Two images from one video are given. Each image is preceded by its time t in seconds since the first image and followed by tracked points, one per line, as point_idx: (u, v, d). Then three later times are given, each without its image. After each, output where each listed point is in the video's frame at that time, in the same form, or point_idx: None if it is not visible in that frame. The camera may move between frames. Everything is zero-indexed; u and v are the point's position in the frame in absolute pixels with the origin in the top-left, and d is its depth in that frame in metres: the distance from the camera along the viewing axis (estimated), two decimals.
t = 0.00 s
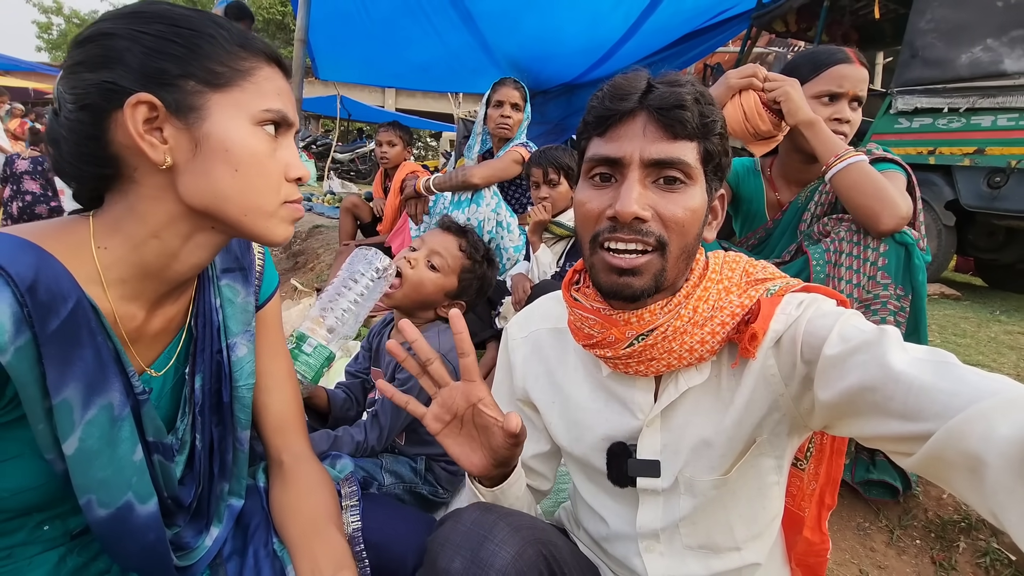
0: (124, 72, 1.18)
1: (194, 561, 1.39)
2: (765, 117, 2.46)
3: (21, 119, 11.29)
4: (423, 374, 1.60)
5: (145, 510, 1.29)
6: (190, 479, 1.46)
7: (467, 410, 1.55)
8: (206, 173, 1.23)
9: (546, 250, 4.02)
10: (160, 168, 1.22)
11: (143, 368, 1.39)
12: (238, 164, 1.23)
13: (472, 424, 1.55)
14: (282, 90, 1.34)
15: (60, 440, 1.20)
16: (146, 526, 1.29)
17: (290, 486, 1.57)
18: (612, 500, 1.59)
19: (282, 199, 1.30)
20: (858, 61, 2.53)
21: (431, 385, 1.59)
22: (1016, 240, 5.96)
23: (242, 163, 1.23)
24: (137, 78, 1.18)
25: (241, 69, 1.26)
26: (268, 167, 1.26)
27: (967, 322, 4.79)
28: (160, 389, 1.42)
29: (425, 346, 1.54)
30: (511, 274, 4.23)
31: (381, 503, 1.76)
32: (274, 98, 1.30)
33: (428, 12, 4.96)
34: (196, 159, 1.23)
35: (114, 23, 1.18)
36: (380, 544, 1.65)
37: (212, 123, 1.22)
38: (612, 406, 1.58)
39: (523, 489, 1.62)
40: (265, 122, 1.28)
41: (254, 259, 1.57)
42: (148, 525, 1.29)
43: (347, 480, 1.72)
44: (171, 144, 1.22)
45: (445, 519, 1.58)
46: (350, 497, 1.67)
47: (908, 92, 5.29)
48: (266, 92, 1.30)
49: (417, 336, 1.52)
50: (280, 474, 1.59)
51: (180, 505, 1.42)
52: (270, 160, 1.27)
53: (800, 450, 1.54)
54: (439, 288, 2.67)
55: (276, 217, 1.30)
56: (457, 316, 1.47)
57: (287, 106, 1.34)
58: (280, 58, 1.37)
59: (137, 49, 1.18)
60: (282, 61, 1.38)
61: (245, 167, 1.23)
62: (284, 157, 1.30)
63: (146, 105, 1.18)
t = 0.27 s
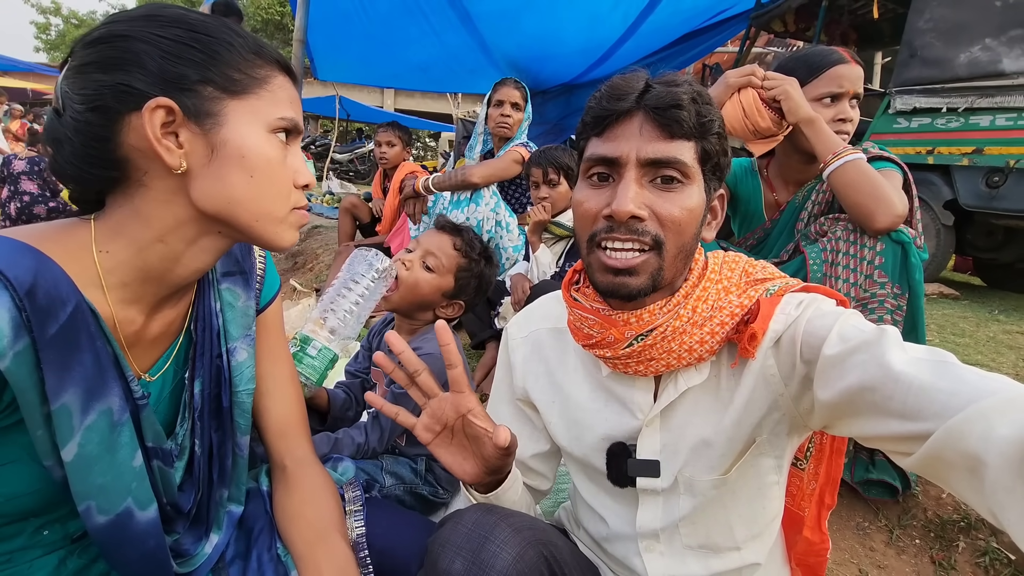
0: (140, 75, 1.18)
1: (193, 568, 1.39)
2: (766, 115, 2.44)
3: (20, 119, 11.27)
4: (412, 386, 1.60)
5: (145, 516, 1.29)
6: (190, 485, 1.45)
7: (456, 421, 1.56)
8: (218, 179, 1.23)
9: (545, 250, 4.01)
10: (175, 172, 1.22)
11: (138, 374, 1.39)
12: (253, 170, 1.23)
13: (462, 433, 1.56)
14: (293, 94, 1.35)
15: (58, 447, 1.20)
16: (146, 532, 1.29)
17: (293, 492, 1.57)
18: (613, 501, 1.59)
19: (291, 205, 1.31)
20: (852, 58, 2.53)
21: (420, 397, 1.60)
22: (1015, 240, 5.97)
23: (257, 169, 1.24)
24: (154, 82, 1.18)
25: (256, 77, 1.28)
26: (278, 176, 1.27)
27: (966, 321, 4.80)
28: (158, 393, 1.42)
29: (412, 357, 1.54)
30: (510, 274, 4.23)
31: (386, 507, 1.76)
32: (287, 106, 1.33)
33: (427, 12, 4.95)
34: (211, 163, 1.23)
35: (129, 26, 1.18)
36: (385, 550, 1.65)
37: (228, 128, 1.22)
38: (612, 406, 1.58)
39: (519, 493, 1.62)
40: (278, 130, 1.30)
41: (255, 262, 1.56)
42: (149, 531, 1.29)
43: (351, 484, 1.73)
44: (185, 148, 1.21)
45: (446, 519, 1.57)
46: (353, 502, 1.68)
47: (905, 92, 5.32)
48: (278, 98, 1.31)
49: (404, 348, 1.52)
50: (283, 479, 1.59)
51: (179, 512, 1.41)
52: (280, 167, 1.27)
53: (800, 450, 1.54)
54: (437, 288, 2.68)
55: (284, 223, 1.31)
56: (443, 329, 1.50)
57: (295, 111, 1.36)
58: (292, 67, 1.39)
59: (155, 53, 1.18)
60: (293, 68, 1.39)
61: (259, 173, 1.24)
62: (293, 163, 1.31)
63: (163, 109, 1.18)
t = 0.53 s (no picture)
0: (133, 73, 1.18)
1: (191, 572, 1.39)
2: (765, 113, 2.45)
3: (18, 119, 11.24)
4: (409, 370, 1.60)
5: (138, 520, 1.28)
6: (185, 488, 1.44)
7: (452, 407, 1.56)
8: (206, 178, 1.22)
9: (545, 249, 4.01)
10: (166, 171, 1.21)
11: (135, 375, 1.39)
12: (245, 170, 1.23)
13: (457, 418, 1.56)
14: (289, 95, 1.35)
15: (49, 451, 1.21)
16: (141, 535, 1.29)
17: (291, 504, 1.56)
18: (613, 501, 1.59)
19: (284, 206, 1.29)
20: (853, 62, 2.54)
21: (417, 381, 1.60)
22: (1015, 239, 5.97)
23: (252, 170, 1.23)
24: (147, 80, 1.18)
25: (251, 76, 1.28)
26: (275, 177, 1.27)
27: (966, 320, 4.80)
28: (152, 395, 1.42)
29: (412, 342, 1.53)
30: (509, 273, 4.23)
31: (386, 511, 1.76)
32: (282, 106, 1.32)
33: (426, 12, 4.95)
34: (204, 162, 1.22)
35: (123, 24, 1.19)
36: (386, 557, 1.65)
37: (222, 128, 1.22)
38: (613, 405, 1.58)
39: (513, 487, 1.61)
40: (272, 130, 1.29)
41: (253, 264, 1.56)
42: (144, 533, 1.29)
43: (351, 488, 1.72)
44: (178, 147, 1.21)
45: (446, 520, 1.57)
46: (354, 507, 1.67)
47: (905, 91, 5.32)
48: (274, 97, 1.31)
49: (405, 332, 1.52)
50: (281, 486, 1.58)
51: (175, 515, 1.41)
52: (273, 166, 1.26)
53: (800, 450, 1.54)
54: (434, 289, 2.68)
55: (276, 224, 1.29)
56: (443, 312, 1.47)
57: (291, 112, 1.35)
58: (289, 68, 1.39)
59: (148, 51, 1.18)
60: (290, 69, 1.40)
61: (253, 174, 1.23)
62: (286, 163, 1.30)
63: (155, 107, 1.18)
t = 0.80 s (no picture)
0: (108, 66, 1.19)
1: None
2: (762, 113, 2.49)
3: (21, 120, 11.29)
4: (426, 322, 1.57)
5: (120, 523, 1.29)
6: (174, 492, 1.45)
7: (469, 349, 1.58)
8: (181, 172, 1.22)
9: (545, 251, 4.03)
10: (138, 163, 1.22)
11: (123, 377, 1.40)
12: (216, 162, 1.22)
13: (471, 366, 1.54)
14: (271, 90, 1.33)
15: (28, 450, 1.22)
16: (124, 538, 1.29)
17: (292, 505, 1.57)
18: (611, 501, 1.60)
19: (263, 200, 1.28)
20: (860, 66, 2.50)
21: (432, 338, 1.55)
22: (1016, 239, 5.96)
23: (223, 162, 1.22)
24: (121, 73, 1.19)
25: (230, 66, 1.27)
26: (251, 169, 1.25)
27: (967, 321, 4.79)
28: (142, 396, 1.42)
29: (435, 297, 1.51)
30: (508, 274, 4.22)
31: (388, 515, 1.76)
32: (262, 98, 1.30)
33: (426, 13, 4.97)
34: (174, 154, 1.22)
35: (102, 20, 1.21)
36: (389, 559, 1.65)
37: (192, 118, 1.21)
38: (611, 408, 1.58)
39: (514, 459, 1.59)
40: (250, 122, 1.27)
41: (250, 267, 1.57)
42: (127, 537, 1.29)
43: (352, 491, 1.72)
44: (150, 139, 1.22)
45: (445, 520, 1.58)
46: (356, 509, 1.67)
47: (905, 92, 5.34)
48: (255, 91, 1.29)
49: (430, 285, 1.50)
50: (281, 488, 1.59)
51: (162, 519, 1.42)
52: (253, 160, 1.25)
53: (799, 451, 1.54)
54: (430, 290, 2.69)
55: (256, 220, 1.28)
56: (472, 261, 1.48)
57: (274, 106, 1.32)
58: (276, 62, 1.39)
59: (123, 44, 1.20)
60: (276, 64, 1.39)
61: (225, 166, 1.22)
62: (269, 160, 1.28)
63: (126, 98, 1.19)
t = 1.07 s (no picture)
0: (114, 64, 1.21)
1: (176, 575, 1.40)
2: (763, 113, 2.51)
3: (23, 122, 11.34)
4: (405, 357, 1.58)
5: (120, 520, 1.29)
6: (174, 489, 1.46)
7: (444, 393, 1.53)
8: (180, 168, 1.22)
9: (545, 251, 3.96)
10: (137, 157, 1.23)
11: (126, 373, 1.40)
12: (211, 158, 1.21)
13: (449, 407, 1.52)
14: (273, 90, 1.33)
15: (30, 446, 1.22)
16: (122, 535, 1.29)
17: (293, 502, 1.57)
18: (612, 499, 1.60)
19: (261, 197, 1.27)
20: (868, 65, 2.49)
21: (411, 368, 1.57)
22: (1016, 240, 5.96)
23: (219, 157, 1.22)
24: (125, 70, 1.21)
25: (234, 65, 1.27)
26: (249, 167, 1.24)
27: (968, 321, 4.79)
28: (143, 394, 1.42)
29: (406, 328, 1.53)
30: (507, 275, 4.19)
31: (389, 513, 1.76)
32: (263, 96, 1.29)
33: (427, 15, 4.99)
34: (173, 149, 1.22)
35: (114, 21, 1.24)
36: (390, 558, 1.65)
37: (192, 114, 1.21)
38: (612, 405, 1.58)
39: (509, 481, 1.59)
40: (251, 120, 1.27)
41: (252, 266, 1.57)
42: (125, 534, 1.29)
43: (354, 490, 1.72)
44: (150, 134, 1.22)
45: (445, 515, 1.57)
46: (358, 508, 1.67)
47: (905, 93, 5.36)
48: (256, 90, 1.29)
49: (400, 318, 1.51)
50: (283, 486, 1.59)
51: (162, 517, 1.43)
52: (252, 158, 1.25)
53: (800, 448, 1.55)
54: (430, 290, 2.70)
55: (253, 218, 1.27)
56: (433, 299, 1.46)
57: (276, 105, 1.32)
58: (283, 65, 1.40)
59: (129, 42, 1.22)
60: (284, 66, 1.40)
61: (221, 162, 1.22)
62: (268, 158, 1.28)
63: (128, 93, 1.20)
